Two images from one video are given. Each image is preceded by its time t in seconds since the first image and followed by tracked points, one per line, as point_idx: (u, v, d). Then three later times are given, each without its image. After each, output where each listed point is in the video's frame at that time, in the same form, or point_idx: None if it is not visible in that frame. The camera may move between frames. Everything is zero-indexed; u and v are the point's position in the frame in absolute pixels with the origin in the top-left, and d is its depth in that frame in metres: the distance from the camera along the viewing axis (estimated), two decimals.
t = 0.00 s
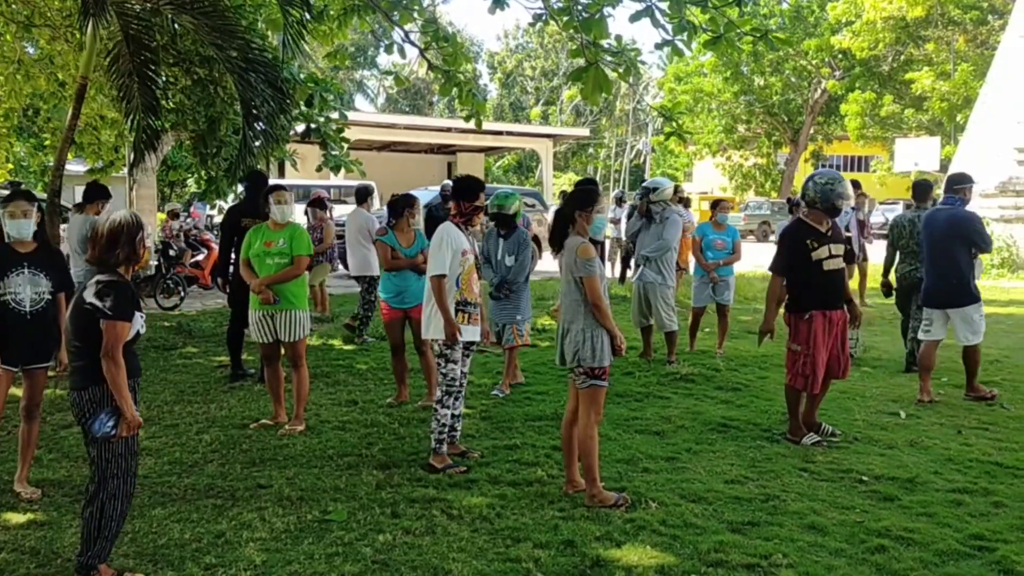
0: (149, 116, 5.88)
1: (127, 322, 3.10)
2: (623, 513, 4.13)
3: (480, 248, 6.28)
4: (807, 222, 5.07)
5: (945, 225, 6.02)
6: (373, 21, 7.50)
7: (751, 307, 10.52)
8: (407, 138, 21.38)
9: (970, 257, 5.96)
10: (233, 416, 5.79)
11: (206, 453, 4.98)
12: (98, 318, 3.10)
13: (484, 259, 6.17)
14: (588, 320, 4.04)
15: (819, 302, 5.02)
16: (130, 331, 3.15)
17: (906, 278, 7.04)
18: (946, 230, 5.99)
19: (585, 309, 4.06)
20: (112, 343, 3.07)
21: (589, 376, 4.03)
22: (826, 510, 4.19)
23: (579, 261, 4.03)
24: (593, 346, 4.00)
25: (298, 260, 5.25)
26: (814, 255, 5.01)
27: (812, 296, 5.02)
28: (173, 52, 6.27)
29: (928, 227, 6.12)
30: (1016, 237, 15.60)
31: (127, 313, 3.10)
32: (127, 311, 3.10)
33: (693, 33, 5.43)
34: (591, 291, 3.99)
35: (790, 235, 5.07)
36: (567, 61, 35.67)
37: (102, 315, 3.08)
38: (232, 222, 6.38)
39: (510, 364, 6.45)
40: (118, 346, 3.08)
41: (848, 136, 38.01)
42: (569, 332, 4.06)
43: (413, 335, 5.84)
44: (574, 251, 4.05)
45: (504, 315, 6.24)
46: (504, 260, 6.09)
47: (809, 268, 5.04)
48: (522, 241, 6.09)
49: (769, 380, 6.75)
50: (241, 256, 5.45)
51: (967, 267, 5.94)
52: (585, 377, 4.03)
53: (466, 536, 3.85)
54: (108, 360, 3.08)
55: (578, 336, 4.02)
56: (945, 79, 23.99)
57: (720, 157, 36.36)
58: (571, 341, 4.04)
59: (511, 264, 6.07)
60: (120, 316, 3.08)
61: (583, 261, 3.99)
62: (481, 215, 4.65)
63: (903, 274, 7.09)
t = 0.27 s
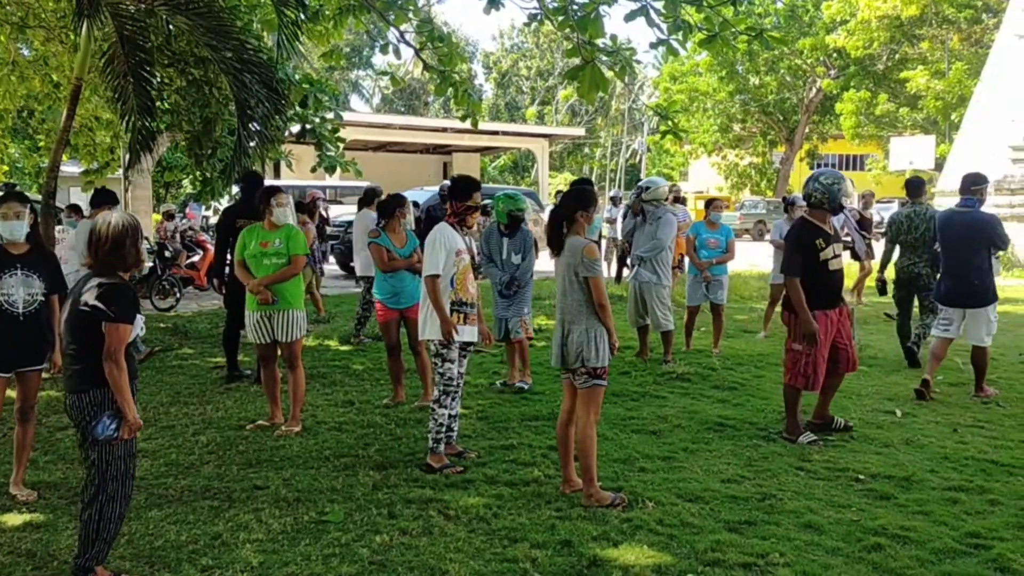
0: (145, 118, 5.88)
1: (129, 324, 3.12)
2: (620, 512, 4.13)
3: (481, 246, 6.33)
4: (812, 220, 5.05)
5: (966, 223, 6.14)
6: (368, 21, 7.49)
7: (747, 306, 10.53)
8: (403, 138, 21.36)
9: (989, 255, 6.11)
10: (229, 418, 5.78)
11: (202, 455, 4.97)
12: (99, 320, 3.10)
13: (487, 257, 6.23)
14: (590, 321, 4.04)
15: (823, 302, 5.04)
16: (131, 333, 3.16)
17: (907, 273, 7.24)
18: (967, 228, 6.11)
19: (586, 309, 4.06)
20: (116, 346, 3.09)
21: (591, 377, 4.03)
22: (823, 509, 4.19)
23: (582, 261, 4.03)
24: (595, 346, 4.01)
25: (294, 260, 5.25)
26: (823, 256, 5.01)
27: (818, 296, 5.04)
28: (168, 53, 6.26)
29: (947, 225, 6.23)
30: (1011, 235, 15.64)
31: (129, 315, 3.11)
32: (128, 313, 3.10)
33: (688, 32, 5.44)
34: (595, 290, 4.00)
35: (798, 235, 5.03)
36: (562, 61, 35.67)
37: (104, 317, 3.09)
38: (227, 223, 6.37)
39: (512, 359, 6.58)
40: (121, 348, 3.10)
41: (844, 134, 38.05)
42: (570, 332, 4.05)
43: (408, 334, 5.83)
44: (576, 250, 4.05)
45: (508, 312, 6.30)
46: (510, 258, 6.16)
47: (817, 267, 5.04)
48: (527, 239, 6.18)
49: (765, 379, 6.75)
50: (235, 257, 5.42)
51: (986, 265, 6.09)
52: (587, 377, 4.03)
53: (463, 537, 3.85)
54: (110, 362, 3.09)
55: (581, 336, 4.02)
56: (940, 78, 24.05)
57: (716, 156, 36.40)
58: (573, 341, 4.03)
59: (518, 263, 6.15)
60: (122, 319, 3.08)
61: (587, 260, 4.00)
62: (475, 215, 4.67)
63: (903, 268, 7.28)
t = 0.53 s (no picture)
0: (143, 120, 5.88)
1: (131, 327, 3.12)
2: (620, 512, 4.13)
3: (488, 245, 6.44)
4: (823, 219, 5.04)
5: (981, 219, 6.26)
6: (365, 21, 7.49)
7: (746, 305, 10.52)
8: (400, 138, 21.34)
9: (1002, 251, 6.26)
10: (228, 420, 5.77)
11: (201, 457, 4.97)
12: (100, 324, 3.09)
13: (495, 257, 6.34)
14: (589, 321, 4.05)
15: (833, 302, 5.06)
16: (133, 336, 3.16)
17: (911, 268, 7.33)
18: (983, 223, 6.23)
19: (584, 309, 4.06)
20: (119, 349, 3.09)
21: (590, 378, 4.02)
22: (823, 508, 4.19)
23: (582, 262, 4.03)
24: (594, 346, 4.01)
25: (293, 261, 5.26)
26: (835, 256, 5.02)
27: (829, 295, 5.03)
28: (165, 55, 6.25)
29: (962, 220, 6.35)
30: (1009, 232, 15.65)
31: (131, 318, 3.11)
32: (131, 317, 3.10)
33: (685, 32, 5.44)
34: (594, 291, 4.01)
35: (815, 233, 5.01)
36: (559, 60, 35.66)
37: (106, 320, 3.08)
38: (225, 225, 6.36)
39: (512, 358, 6.61)
40: (124, 351, 3.10)
41: (841, 132, 38.07)
42: (570, 333, 4.04)
43: (407, 335, 5.83)
44: (575, 251, 4.05)
45: (518, 313, 6.31)
46: (519, 258, 6.27)
47: (829, 267, 5.04)
48: (535, 240, 6.32)
49: (764, 378, 6.75)
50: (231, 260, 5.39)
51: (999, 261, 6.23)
52: (588, 377, 4.03)
53: (463, 538, 3.84)
54: (113, 365, 3.09)
55: (580, 337, 4.01)
56: (937, 75, 24.07)
57: (714, 155, 36.39)
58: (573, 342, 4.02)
59: (526, 263, 6.28)
60: (124, 322, 3.08)
61: (586, 261, 4.00)
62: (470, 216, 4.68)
63: (907, 264, 7.37)
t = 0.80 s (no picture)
0: (136, 121, 5.87)
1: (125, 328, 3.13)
2: (615, 511, 4.13)
3: (496, 243, 6.47)
4: (840, 220, 5.09)
5: (979, 216, 6.33)
6: (359, 21, 7.48)
7: (741, 304, 10.53)
8: (394, 139, 21.32)
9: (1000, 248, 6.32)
10: (223, 421, 5.76)
11: (196, 458, 4.96)
12: (94, 325, 3.10)
13: (501, 256, 6.39)
14: (583, 321, 4.05)
15: (847, 301, 5.12)
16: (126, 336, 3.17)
17: (914, 268, 7.39)
18: (982, 221, 6.30)
19: (577, 310, 4.06)
20: (113, 349, 3.10)
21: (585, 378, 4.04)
22: (818, 506, 4.20)
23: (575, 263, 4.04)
24: (587, 346, 4.01)
25: (288, 262, 5.26)
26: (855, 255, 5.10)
27: (844, 294, 5.10)
28: (158, 56, 6.24)
29: (960, 221, 6.42)
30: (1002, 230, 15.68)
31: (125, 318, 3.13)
32: (125, 317, 3.11)
33: (679, 31, 5.45)
34: (586, 291, 4.01)
35: (836, 233, 5.05)
36: (554, 60, 35.66)
37: (100, 320, 3.08)
38: (220, 226, 6.36)
39: (507, 358, 6.63)
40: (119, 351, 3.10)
41: (835, 130, 38.14)
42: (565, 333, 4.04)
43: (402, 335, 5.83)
44: (567, 252, 4.05)
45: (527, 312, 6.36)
46: (525, 257, 6.30)
47: (846, 266, 5.12)
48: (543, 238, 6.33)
49: (759, 376, 6.76)
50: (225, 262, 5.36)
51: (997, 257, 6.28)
52: (581, 377, 4.03)
53: (458, 538, 3.84)
54: (108, 365, 3.10)
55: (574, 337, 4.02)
56: (930, 74, 24.13)
57: (708, 154, 36.41)
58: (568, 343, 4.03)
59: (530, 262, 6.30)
60: (118, 321, 3.09)
61: (578, 261, 4.01)
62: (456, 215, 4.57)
63: (910, 263, 7.41)
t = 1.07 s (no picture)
0: (129, 122, 5.88)
1: (115, 329, 3.12)
2: (610, 511, 4.14)
3: (492, 241, 6.47)
4: (853, 211, 5.27)
5: (963, 217, 6.38)
6: (353, 21, 7.47)
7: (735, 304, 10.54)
8: (388, 139, 21.30)
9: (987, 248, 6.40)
10: (218, 422, 5.76)
11: (190, 459, 4.95)
12: (85, 326, 3.09)
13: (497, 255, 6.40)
14: (580, 321, 4.05)
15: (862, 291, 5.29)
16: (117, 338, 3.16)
17: (923, 265, 7.38)
18: (966, 222, 6.34)
19: (574, 312, 4.06)
20: (103, 350, 3.08)
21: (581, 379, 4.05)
22: (812, 505, 4.21)
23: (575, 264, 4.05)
24: (584, 346, 4.02)
25: (281, 262, 5.26)
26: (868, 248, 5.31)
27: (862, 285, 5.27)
28: (152, 56, 6.23)
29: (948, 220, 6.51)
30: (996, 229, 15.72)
31: (115, 320, 3.12)
32: (115, 319, 3.10)
33: (672, 31, 5.45)
34: (583, 293, 4.01)
35: (855, 225, 5.21)
36: (548, 60, 35.66)
37: (91, 322, 3.08)
38: (214, 226, 6.35)
39: (506, 358, 6.63)
40: (108, 353, 3.09)
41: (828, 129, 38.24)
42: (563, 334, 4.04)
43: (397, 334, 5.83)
44: (567, 253, 4.05)
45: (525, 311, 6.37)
46: (525, 256, 6.30)
47: (862, 258, 5.30)
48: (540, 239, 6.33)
49: (753, 376, 6.77)
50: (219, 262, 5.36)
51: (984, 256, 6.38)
52: (579, 378, 4.05)
53: (453, 538, 3.84)
54: (98, 366, 3.08)
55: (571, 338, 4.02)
56: (923, 74, 24.19)
57: (703, 154, 36.44)
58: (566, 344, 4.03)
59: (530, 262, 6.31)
60: (109, 322, 3.09)
61: (577, 263, 4.00)
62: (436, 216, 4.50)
63: (921, 260, 7.39)
